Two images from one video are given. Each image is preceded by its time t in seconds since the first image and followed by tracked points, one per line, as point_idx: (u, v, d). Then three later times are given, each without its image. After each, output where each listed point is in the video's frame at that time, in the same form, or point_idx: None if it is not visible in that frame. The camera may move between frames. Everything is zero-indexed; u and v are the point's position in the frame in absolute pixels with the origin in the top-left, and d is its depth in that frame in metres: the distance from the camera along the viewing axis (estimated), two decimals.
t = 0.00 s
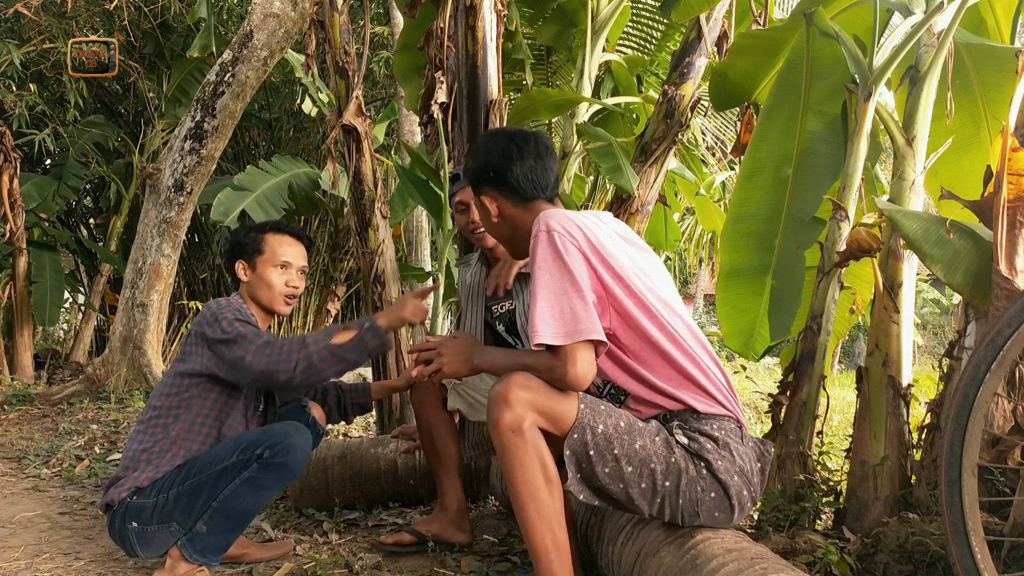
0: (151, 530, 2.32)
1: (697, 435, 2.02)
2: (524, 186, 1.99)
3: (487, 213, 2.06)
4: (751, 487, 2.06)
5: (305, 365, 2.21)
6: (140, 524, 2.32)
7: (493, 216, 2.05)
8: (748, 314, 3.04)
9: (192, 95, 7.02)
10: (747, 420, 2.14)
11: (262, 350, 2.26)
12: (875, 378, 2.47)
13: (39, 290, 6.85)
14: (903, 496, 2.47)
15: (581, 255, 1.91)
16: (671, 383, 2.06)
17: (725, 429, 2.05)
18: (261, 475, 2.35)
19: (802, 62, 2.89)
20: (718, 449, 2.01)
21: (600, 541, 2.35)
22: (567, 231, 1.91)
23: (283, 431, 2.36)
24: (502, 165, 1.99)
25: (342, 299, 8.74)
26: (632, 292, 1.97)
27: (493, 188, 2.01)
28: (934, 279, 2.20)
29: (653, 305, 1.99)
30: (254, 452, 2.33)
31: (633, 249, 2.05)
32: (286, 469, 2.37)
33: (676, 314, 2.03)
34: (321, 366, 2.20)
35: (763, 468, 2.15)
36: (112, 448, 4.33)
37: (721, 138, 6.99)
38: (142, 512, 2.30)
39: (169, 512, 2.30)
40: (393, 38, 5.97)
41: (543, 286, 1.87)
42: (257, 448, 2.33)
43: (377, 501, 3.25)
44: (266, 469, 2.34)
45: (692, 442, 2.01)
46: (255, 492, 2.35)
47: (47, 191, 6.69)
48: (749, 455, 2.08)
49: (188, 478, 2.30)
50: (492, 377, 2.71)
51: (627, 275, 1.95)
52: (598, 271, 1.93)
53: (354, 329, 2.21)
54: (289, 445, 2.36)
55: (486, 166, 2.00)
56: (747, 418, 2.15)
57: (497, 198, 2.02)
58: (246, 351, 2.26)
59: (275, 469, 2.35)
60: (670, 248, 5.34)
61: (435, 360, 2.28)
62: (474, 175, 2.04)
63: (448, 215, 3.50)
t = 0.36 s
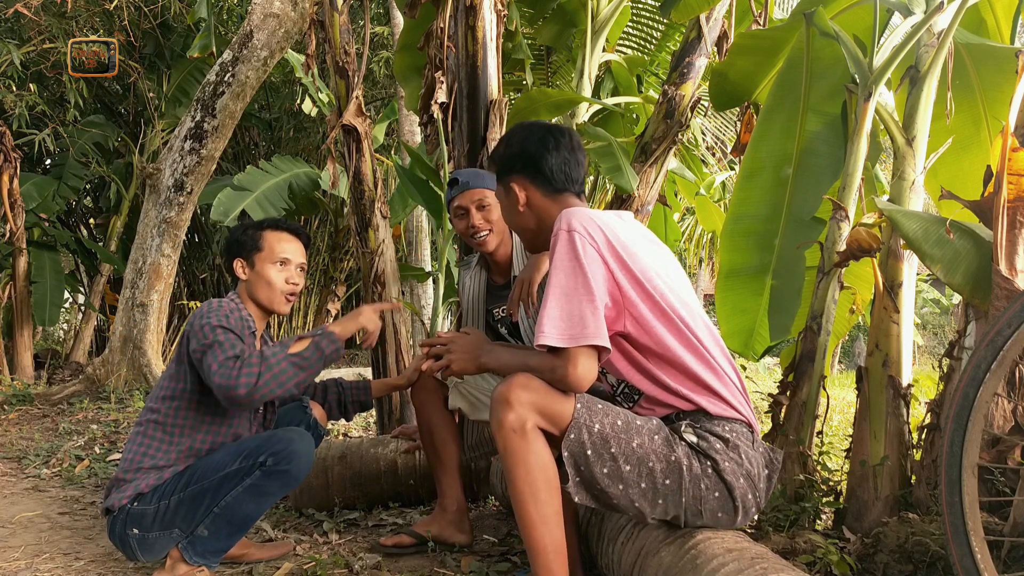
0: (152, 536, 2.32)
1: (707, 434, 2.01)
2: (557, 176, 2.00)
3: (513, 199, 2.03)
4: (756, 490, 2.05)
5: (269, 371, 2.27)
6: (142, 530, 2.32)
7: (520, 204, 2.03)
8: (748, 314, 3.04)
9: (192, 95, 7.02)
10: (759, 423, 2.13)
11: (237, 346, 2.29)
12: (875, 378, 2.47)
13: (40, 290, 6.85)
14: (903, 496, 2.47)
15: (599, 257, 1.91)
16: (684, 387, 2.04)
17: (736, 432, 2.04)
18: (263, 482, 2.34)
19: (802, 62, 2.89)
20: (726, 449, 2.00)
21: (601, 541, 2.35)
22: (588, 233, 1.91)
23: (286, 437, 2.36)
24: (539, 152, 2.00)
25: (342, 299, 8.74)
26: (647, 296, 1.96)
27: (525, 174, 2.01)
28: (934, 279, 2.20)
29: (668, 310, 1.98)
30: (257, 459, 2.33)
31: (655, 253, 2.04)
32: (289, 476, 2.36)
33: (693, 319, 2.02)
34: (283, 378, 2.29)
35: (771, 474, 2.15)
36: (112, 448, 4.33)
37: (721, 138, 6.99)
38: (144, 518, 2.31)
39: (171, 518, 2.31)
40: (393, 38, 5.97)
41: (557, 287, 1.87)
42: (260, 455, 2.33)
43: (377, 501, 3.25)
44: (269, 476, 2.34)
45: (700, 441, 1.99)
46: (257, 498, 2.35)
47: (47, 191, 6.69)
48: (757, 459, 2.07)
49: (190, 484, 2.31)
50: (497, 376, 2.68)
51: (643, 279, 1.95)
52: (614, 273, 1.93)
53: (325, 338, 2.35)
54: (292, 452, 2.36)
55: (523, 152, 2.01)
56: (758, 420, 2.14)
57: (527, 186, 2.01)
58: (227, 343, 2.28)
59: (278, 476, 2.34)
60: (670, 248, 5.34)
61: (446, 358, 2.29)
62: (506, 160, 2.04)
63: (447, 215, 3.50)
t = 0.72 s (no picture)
0: (150, 541, 2.31)
1: (708, 433, 1.99)
2: (556, 180, 2.02)
3: (511, 207, 2.02)
4: (757, 491, 2.04)
5: (188, 433, 2.20)
6: (139, 536, 2.31)
7: (518, 209, 2.01)
8: (748, 314, 3.03)
9: (192, 95, 7.01)
10: (760, 423, 2.13)
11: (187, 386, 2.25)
12: (875, 378, 2.47)
13: (40, 290, 6.85)
14: (903, 496, 2.47)
15: (600, 262, 1.91)
16: (685, 389, 2.05)
17: (738, 431, 2.02)
18: (256, 479, 2.31)
19: (802, 62, 2.89)
20: (726, 449, 1.99)
21: (601, 541, 2.35)
22: (588, 237, 1.92)
23: (276, 433, 2.31)
24: (534, 160, 2.01)
25: (342, 299, 8.74)
26: (647, 299, 1.97)
27: (523, 179, 2.00)
28: (934, 279, 2.20)
29: (668, 313, 1.98)
30: (247, 457, 2.29)
31: (656, 256, 2.04)
32: (281, 471, 2.33)
33: (694, 322, 2.02)
34: (199, 440, 2.23)
35: (772, 474, 2.14)
36: (112, 448, 4.33)
37: (721, 138, 6.99)
38: (140, 524, 2.30)
39: (167, 521, 2.30)
40: (393, 38, 5.97)
41: (557, 291, 1.87)
42: (250, 453, 2.29)
43: (377, 501, 3.25)
44: (261, 473, 2.30)
45: (701, 440, 1.98)
46: (250, 495, 2.32)
47: (47, 191, 6.69)
48: (758, 459, 2.06)
49: (183, 487, 2.30)
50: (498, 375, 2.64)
51: (643, 283, 1.95)
52: (614, 278, 1.93)
53: (257, 413, 2.29)
54: (282, 448, 2.32)
55: (521, 158, 2.02)
56: (759, 420, 2.14)
57: (525, 190, 2.00)
58: (179, 381, 2.23)
59: (271, 472, 2.31)
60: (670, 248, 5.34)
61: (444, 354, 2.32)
62: (500, 169, 2.03)
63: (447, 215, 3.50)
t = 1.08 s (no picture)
0: (117, 519, 2.31)
1: (701, 433, 2.01)
2: (501, 221, 2.09)
3: (476, 261, 2.06)
4: (754, 488, 2.04)
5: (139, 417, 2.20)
6: (107, 514, 2.31)
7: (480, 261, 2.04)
8: (748, 314, 3.03)
9: (191, 95, 7.00)
10: (752, 421, 2.11)
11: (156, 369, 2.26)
12: (875, 378, 2.47)
13: (40, 290, 6.85)
14: (903, 496, 2.47)
15: (576, 272, 1.93)
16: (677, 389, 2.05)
17: (730, 429, 2.03)
18: (209, 454, 2.25)
19: (802, 63, 2.89)
20: (721, 448, 2.00)
21: (601, 541, 2.35)
22: (561, 250, 1.94)
23: (222, 405, 2.25)
24: (480, 214, 2.06)
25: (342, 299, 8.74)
26: (627, 304, 1.98)
27: (472, 231, 2.05)
28: (934, 279, 2.20)
29: (649, 316, 2.00)
30: (198, 431, 2.24)
31: (629, 264, 2.07)
32: (235, 440, 2.27)
33: (676, 323, 2.03)
34: (155, 424, 2.22)
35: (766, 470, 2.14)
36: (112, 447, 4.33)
37: (721, 138, 6.99)
38: (109, 502, 2.30)
39: (131, 500, 2.29)
40: (393, 38, 5.96)
41: (539, 302, 1.87)
42: (199, 427, 2.24)
43: (377, 501, 3.25)
44: (212, 447, 2.25)
45: (695, 440, 1.99)
46: (208, 471, 2.26)
47: (47, 192, 6.69)
48: (754, 456, 2.06)
49: (144, 467, 2.27)
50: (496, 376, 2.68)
51: (622, 289, 1.97)
52: (593, 286, 1.95)
53: (205, 392, 2.23)
54: (229, 419, 2.26)
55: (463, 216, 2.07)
56: (752, 419, 2.12)
57: (478, 241, 2.05)
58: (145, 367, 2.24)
59: (220, 445, 2.25)
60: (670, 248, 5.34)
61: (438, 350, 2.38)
62: (450, 233, 2.07)
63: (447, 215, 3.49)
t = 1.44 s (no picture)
0: (110, 509, 2.31)
1: (670, 434, 2.01)
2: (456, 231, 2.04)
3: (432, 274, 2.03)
4: (735, 477, 2.03)
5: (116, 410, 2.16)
6: (102, 502, 2.31)
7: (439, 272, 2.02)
8: (748, 314, 3.03)
9: (191, 95, 7.00)
10: (719, 409, 2.11)
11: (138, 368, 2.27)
12: (875, 378, 2.47)
13: (40, 290, 6.85)
14: (903, 496, 2.47)
15: (535, 274, 1.91)
16: (640, 388, 2.05)
17: (696, 423, 2.03)
18: (195, 459, 2.23)
19: (802, 63, 2.89)
20: (691, 445, 1.99)
21: (600, 542, 2.35)
22: (521, 252, 1.92)
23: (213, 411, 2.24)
24: (433, 226, 2.02)
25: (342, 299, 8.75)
26: (586, 306, 1.98)
27: (427, 244, 2.01)
28: (934, 279, 2.20)
29: (609, 317, 1.99)
30: (191, 435, 2.25)
31: (586, 265, 2.06)
32: (219, 454, 2.24)
33: (635, 323, 2.03)
34: (127, 418, 2.19)
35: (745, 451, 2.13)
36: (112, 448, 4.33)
37: (721, 138, 6.99)
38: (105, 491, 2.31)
39: (124, 492, 2.29)
40: (393, 38, 5.96)
41: (500, 306, 1.85)
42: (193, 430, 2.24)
43: (377, 501, 3.25)
44: (200, 452, 2.23)
45: (665, 443, 1.99)
46: (184, 480, 2.23)
47: (47, 192, 6.69)
48: (727, 444, 2.05)
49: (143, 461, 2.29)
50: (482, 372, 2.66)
51: (581, 290, 1.97)
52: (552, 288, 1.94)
53: (174, 395, 2.20)
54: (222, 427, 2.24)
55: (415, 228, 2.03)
56: (720, 407, 2.13)
57: (435, 252, 2.01)
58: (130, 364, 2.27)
59: (208, 451, 2.23)
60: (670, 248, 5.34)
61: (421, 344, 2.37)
62: (403, 247, 2.03)
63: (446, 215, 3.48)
